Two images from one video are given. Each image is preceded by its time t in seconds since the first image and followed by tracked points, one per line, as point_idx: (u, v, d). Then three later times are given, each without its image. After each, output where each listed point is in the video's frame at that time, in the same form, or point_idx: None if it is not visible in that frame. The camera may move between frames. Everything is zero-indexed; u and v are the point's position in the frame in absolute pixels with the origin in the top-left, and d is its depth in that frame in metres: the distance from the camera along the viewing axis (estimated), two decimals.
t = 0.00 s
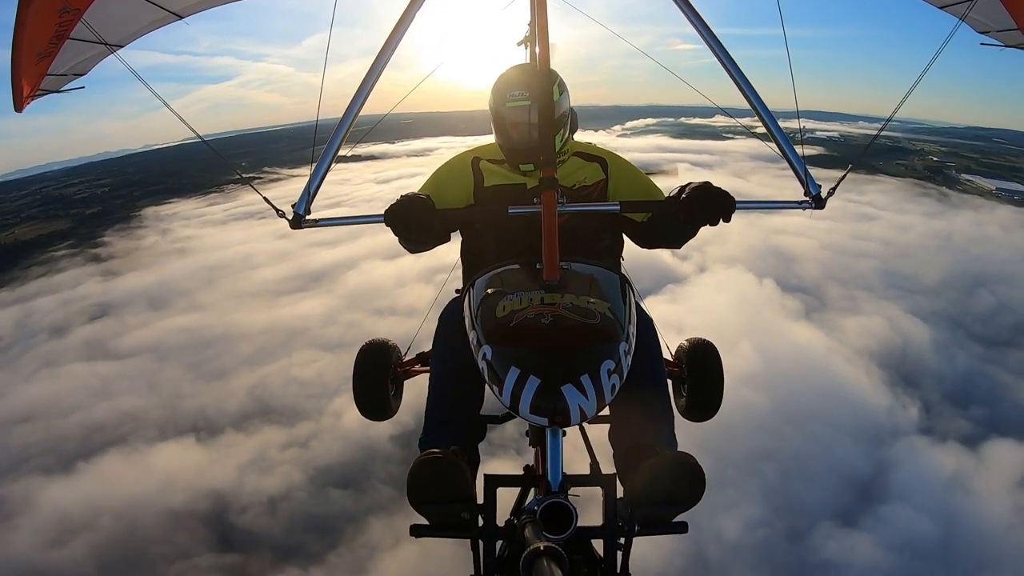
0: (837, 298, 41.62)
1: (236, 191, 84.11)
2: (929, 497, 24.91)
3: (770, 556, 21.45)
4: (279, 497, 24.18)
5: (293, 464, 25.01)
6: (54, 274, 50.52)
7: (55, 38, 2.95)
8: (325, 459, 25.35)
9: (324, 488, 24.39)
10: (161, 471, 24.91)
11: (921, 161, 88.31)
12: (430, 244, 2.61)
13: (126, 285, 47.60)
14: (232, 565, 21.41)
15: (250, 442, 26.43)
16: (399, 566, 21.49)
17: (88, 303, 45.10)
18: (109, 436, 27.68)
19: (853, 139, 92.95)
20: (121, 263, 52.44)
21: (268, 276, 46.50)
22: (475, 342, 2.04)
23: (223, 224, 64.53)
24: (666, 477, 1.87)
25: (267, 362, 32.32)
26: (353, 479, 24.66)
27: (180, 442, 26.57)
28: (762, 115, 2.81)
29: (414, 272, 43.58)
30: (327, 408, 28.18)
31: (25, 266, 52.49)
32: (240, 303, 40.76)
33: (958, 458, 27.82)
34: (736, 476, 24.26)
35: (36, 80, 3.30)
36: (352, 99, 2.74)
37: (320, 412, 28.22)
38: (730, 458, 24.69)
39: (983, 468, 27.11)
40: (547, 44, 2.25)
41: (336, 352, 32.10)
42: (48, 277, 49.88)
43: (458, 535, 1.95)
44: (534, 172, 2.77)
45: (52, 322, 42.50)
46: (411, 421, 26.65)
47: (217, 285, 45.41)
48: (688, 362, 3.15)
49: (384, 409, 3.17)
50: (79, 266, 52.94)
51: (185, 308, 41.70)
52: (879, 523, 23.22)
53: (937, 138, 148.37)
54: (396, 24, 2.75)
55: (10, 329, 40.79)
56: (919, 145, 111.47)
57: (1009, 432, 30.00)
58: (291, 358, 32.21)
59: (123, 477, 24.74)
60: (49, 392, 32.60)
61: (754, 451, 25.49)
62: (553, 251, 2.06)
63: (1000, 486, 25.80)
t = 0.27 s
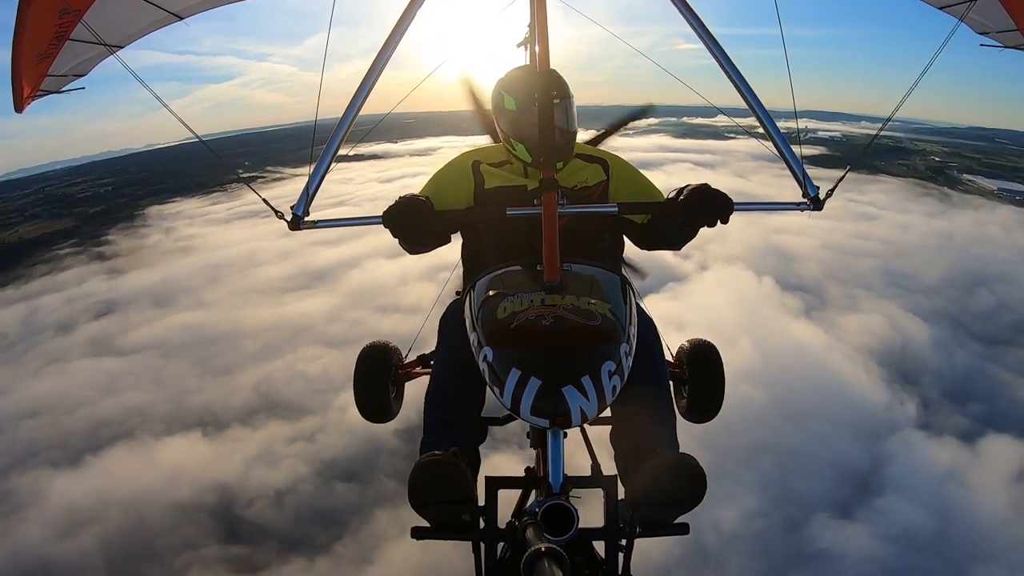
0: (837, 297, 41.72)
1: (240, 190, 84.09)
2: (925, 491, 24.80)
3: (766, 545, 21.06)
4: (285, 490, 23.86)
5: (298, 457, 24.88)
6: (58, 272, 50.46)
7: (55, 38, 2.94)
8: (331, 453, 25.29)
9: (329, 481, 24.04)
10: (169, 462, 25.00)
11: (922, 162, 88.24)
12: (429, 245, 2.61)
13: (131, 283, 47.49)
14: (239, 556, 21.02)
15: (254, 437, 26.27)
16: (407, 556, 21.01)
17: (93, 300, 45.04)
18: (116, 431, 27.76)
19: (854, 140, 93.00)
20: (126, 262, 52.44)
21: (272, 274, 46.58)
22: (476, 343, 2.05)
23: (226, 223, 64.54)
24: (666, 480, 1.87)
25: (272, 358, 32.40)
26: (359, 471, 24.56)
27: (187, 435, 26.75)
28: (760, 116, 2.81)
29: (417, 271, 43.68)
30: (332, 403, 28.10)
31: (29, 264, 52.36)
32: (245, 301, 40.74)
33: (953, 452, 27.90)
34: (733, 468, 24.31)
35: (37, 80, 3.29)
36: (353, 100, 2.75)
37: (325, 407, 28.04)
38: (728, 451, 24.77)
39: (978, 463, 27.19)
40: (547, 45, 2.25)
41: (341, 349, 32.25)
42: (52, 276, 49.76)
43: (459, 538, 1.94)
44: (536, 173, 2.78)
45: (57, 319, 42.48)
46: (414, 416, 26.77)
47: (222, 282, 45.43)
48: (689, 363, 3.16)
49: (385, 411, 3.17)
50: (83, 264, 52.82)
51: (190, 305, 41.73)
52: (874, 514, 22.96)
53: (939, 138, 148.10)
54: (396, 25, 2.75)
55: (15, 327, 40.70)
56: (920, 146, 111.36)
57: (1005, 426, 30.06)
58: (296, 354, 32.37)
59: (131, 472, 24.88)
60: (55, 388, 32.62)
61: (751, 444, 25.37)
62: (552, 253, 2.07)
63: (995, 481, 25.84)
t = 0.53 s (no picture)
0: (837, 297, 41.76)
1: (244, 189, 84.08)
2: (921, 485, 24.87)
3: (762, 539, 21.05)
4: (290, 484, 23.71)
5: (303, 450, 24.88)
6: (63, 269, 50.39)
7: (56, 41, 2.94)
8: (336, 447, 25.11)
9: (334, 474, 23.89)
10: (178, 455, 25.26)
11: (924, 163, 88.18)
12: (428, 248, 2.61)
13: (136, 280, 47.46)
14: (245, 547, 21.19)
15: (261, 431, 26.55)
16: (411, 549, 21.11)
17: (98, 297, 44.97)
18: (123, 425, 27.90)
19: (856, 141, 93.00)
20: (130, 259, 52.40)
21: (277, 272, 46.64)
22: (476, 347, 2.04)
23: (230, 222, 64.58)
24: (666, 482, 1.87)
25: (278, 354, 32.69)
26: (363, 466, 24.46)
27: (194, 429, 26.94)
28: (757, 119, 2.82)
29: (422, 271, 43.74)
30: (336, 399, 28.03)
31: (34, 261, 52.22)
32: (251, 298, 40.83)
33: (949, 447, 27.97)
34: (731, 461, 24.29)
35: (38, 83, 3.28)
36: (352, 102, 2.75)
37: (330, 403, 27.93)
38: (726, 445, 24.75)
39: (973, 458, 27.29)
40: (547, 48, 2.26)
41: (346, 345, 32.43)
42: (57, 272, 49.67)
43: (459, 541, 1.94)
44: (536, 176, 2.77)
45: (63, 315, 42.50)
46: (417, 412, 26.91)
47: (228, 280, 45.49)
48: (689, 366, 3.16)
49: (385, 415, 3.17)
50: (89, 262, 52.55)
51: (195, 302, 41.78)
52: (870, 508, 23.00)
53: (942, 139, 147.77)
54: (394, 28, 2.75)
55: (21, 322, 40.69)
56: (922, 148, 111.28)
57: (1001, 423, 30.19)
58: (302, 350, 32.74)
59: (139, 464, 25.06)
60: (62, 384, 32.69)
61: (749, 439, 25.37)
62: (553, 256, 2.07)
63: (990, 477, 25.96)
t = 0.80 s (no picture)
0: (838, 293, 41.73)
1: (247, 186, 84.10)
2: (918, 477, 24.92)
3: (760, 526, 21.09)
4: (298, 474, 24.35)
5: (310, 443, 25.25)
6: (69, 266, 50.38)
7: (57, 40, 2.94)
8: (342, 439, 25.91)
9: (340, 466, 24.44)
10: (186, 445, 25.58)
11: (928, 162, 87.96)
12: (429, 246, 2.61)
13: (141, 276, 47.46)
14: (254, 536, 21.12)
15: (268, 423, 26.98)
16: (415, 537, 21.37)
17: (104, 293, 44.98)
18: (131, 419, 28.11)
19: (859, 140, 92.78)
20: (135, 255, 52.45)
21: (282, 268, 46.77)
22: (477, 345, 2.05)
23: (234, 218, 64.66)
24: (667, 479, 1.87)
25: (283, 349, 33.11)
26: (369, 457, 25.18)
27: (202, 421, 27.22)
28: (759, 117, 2.82)
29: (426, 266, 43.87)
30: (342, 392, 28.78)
31: (39, 258, 52.11)
32: (257, 295, 41.09)
33: (947, 440, 28.00)
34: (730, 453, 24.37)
35: (39, 83, 3.29)
36: (353, 99, 2.76)
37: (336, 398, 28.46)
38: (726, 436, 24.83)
39: (971, 451, 27.31)
40: (548, 46, 2.27)
41: (352, 339, 32.76)
42: (63, 269, 49.58)
43: (461, 539, 1.94)
44: (537, 174, 2.77)
45: (70, 311, 42.59)
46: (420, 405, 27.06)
47: (233, 276, 45.58)
48: (689, 364, 3.16)
49: (385, 413, 3.18)
50: (94, 258, 52.37)
51: (201, 298, 41.87)
52: (866, 498, 23.07)
53: (946, 138, 147.25)
54: (396, 24, 2.76)
55: (28, 318, 40.73)
56: (926, 146, 110.92)
57: (999, 418, 30.20)
58: (307, 345, 33.15)
59: (149, 455, 25.38)
60: (70, 378, 32.84)
61: (748, 432, 25.42)
62: (553, 253, 2.07)
63: (987, 470, 26.04)
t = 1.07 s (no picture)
0: (839, 290, 41.71)
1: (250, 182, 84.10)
2: (913, 467, 25.00)
3: (757, 515, 21.17)
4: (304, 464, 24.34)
5: (315, 434, 25.50)
6: (74, 261, 50.40)
7: (59, 38, 2.94)
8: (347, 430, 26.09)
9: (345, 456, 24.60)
10: (193, 437, 25.78)
11: (931, 161, 87.78)
12: (430, 243, 2.61)
13: (146, 272, 47.45)
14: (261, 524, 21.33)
15: (274, 414, 27.20)
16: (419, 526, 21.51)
17: (109, 288, 45.00)
18: (138, 411, 28.27)
19: (862, 138, 92.56)
20: (140, 250, 52.47)
21: (286, 264, 46.86)
22: (478, 341, 2.04)
23: (238, 215, 64.70)
24: (668, 477, 1.87)
25: (288, 343, 33.37)
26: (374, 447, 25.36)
27: (209, 412, 27.41)
28: (761, 113, 2.81)
29: (430, 262, 43.95)
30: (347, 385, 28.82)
31: (44, 253, 52.06)
32: (261, 291, 41.25)
33: (942, 433, 28.09)
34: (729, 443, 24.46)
35: (39, 81, 3.28)
36: (354, 95, 2.75)
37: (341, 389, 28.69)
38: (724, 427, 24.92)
39: (968, 445, 27.39)
40: (549, 43, 2.26)
41: (357, 333, 32.99)
42: (68, 264, 49.54)
43: (462, 536, 1.95)
44: (538, 171, 2.77)
45: (75, 305, 42.65)
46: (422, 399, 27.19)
47: (238, 272, 45.63)
48: (691, 361, 3.15)
49: (386, 410, 3.18)
50: (99, 254, 52.35)
51: (206, 293, 41.93)
52: (862, 487, 23.13)
53: (949, 137, 146.82)
54: (397, 19, 2.74)
55: (33, 313, 40.73)
56: (929, 145, 110.59)
57: (996, 414, 30.26)
58: (312, 339, 33.39)
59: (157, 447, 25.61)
60: (76, 371, 32.96)
61: (747, 424, 25.51)
62: (555, 249, 2.06)
63: (982, 463, 26.18)
